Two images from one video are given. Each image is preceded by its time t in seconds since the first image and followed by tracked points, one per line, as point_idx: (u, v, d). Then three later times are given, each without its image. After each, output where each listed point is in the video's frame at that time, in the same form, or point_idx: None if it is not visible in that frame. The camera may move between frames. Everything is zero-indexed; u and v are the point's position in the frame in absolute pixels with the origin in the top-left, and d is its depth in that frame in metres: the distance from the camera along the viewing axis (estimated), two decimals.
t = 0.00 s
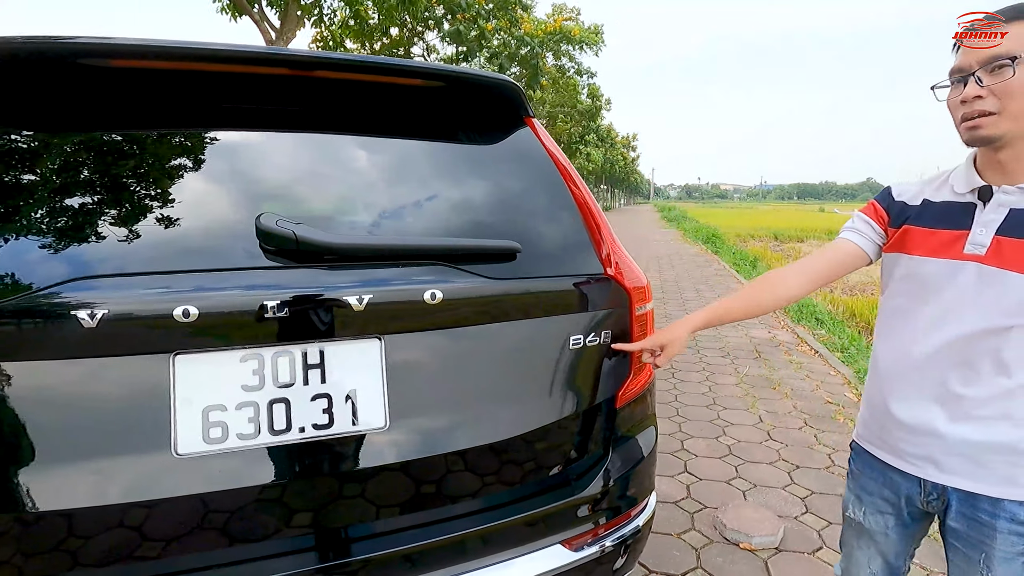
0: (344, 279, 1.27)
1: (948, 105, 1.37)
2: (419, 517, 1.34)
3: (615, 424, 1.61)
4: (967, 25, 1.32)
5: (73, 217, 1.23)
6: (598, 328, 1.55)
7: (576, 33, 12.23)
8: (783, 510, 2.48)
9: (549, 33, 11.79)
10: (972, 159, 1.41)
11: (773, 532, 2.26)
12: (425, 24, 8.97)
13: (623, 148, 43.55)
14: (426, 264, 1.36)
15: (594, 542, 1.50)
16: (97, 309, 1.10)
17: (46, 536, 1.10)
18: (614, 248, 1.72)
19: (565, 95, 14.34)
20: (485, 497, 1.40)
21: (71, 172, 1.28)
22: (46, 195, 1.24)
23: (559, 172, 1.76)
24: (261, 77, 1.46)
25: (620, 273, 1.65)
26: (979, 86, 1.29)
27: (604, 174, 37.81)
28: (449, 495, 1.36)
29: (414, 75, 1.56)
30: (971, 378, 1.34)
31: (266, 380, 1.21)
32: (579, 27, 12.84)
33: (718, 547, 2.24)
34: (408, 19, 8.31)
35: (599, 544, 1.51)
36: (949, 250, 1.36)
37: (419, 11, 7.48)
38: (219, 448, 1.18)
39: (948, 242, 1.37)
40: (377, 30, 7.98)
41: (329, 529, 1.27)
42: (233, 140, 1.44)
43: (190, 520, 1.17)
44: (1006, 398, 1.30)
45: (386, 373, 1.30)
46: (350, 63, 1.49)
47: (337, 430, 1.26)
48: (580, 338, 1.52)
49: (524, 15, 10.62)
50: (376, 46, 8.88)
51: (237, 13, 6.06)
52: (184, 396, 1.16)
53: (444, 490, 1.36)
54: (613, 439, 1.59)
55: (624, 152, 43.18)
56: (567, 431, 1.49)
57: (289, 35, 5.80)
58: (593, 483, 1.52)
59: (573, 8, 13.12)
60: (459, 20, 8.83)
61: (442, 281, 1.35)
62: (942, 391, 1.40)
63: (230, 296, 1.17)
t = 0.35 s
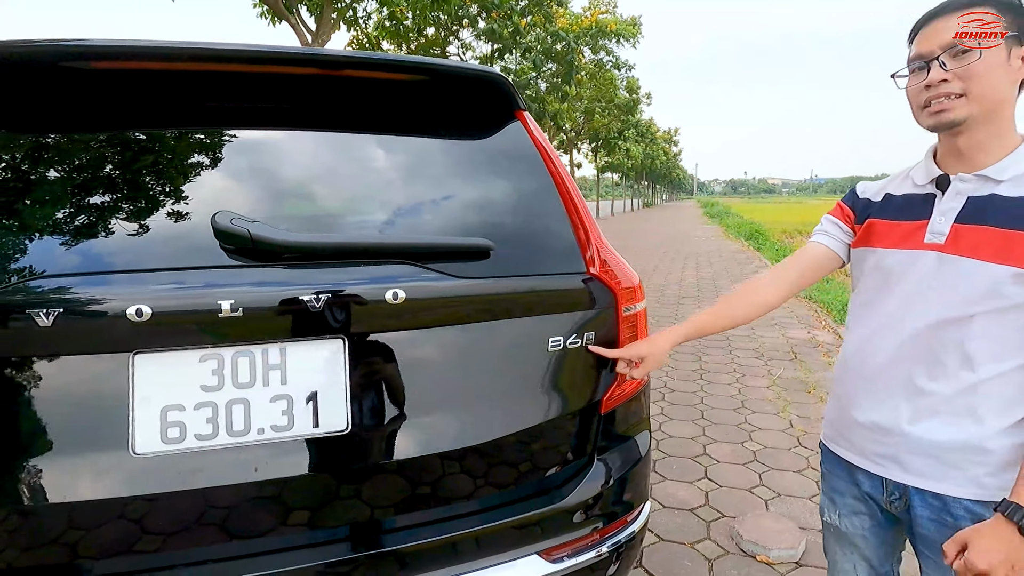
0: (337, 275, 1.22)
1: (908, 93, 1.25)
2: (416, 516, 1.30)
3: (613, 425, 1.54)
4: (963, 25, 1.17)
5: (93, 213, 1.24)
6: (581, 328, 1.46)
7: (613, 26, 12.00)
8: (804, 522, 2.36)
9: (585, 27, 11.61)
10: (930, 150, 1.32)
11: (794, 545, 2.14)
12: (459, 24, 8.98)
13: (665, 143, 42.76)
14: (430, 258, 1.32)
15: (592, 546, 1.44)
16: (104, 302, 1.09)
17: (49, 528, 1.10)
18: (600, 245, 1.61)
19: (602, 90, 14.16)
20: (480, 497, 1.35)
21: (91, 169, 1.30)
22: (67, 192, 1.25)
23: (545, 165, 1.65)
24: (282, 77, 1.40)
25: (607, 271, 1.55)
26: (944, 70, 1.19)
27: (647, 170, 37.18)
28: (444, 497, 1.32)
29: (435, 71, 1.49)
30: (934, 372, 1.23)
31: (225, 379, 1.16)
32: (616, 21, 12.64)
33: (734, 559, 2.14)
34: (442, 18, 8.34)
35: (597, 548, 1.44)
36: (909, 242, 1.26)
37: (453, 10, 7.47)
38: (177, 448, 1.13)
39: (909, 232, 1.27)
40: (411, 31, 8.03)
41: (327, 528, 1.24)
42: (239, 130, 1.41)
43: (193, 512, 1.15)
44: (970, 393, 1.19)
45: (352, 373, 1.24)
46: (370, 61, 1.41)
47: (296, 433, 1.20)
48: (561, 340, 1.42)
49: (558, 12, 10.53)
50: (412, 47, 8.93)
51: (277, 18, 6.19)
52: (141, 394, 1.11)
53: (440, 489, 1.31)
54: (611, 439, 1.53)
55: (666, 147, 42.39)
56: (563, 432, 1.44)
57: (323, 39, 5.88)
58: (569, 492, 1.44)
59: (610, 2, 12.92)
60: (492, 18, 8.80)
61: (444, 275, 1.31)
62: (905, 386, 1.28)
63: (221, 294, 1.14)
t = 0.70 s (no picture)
0: (345, 269, 1.16)
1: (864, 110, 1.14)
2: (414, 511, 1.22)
3: (613, 424, 1.42)
4: (965, 24, 1.01)
5: (123, 206, 1.20)
6: (561, 330, 1.31)
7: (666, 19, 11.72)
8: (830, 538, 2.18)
9: (637, 22, 11.39)
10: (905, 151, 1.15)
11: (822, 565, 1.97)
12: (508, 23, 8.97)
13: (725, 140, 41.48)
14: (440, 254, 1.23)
15: (588, 551, 1.32)
16: (126, 293, 1.07)
17: (59, 509, 1.09)
18: (584, 236, 1.43)
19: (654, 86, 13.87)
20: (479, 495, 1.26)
21: (126, 160, 1.25)
22: (101, 184, 1.22)
23: (527, 143, 1.45)
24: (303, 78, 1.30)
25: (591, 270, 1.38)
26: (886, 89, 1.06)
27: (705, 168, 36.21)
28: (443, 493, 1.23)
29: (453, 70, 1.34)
30: (895, 379, 1.10)
31: (193, 370, 1.10)
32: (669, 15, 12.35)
33: None
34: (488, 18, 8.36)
35: (592, 554, 1.33)
36: (874, 247, 1.11)
37: (500, 9, 7.47)
38: (145, 438, 1.09)
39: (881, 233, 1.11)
40: (458, 32, 8.08)
41: (327, 522, 1.18)
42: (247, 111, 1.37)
43: (200, 498, 1.12)
44: (930, 402, 1.06)
45: (318, 370, 1.15)
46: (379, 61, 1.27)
47: (262, 428, 1.13)
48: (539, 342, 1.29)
49: (607, 7, 10.36)
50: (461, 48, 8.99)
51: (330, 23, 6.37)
52: (114, 385, 1.08)
53: (438, 487, 1.23)
54: (612, 438, 1.41)
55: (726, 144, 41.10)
56: (561, 433, 1.32)
57: (372, 41, 5.99)
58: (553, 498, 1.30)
59: None
60: (541, 16, 8.76)
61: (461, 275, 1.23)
62: (864, 391, 1.15)
63: (221, 286, 1.10)
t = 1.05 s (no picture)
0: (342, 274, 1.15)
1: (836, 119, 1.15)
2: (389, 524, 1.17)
3: (593, 439, 1.37)
4: (966, 23, 1.01)
5: (129, 205, 1.20)
6: (530, 343, 1.25)
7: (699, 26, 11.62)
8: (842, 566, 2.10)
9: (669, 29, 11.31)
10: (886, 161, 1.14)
11: None
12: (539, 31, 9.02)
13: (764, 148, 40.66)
14: (438, 261, 1.21)
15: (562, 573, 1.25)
16: (124, 295, 1.07)
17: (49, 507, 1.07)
18: (559, 246, 1.37)
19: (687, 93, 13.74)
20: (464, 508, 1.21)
21: (140, 160, 1.26)
22: (111, 183, 1.22)
23: (508, 151, 1.40)
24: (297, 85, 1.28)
25: (565, 282, 1.31)
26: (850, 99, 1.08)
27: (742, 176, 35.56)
28: (423, 506, 1.19)
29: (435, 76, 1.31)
30: (875, 405, 1.07)
31: (151, 375, 1.08)
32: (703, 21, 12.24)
33: None
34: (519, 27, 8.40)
35: None
36: (851, 263, 1.10)
37: (529, 18, 7.52)
38: (103, 441, 1.07)
39: (861, 250, 1.10)
40: (489, 40, 8.14)
41: (314, 530, 1.14)
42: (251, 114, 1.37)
43: (189, 502, 1.09)
44: (911, 430, 1.03)
45: (275, 381, 1.11)
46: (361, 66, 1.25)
47: (215, 436, 1.09)
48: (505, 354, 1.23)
49: (639, 15, 10.32)
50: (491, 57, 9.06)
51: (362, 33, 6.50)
52: (73, 386, 1.06)
53: (417, 500, 1.18)
54: (593, 453, 1.37)
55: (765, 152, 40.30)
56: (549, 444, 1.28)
57: (401, 50, 6.09)
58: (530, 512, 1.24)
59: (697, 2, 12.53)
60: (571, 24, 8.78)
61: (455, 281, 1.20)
62: (846, 418, 1.12)
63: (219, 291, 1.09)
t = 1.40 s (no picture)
0: (320, 288, 1.10)
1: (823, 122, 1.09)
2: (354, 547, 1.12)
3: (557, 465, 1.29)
4: (965, 23, 0.93)
5: (110, 208, 1.15)
6: (484, 363, 1.17)
7: (707, 36, 11.60)
8: None
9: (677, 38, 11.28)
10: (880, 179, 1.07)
11: None
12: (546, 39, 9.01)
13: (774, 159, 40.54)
14: (419, 274, 1.16)
15: None
16: (93, 309, 1.02)
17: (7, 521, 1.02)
18: (521, 262, 1.30)
19: (695, 103, 13.72)
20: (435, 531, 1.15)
21: (122, 159, 1.21)
22: (90, 184, 1.18)
23: (473, 161, 1.33)
24: (271, 91, 1.24)
25: (524, 300, 1.23)
26: (836, 107, 1.02)
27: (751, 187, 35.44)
28: (387, 529, 1.13)
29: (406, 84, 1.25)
30: (865, 449, 0.99)
31: (81, 392, 1.02)
32: (710, 32, 12.23)
33: None
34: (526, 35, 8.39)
35: None
36: (839, 288, 1.02)
37: (536, 26, 7.50)
38: (28, 460, 1.01)
39: (847, 273, 1.02)
40: (495, 48, 8.12)
41: (279, 551, 1.09)
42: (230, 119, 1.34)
43: (154, 520, 1.04)
44: (906, 479, 0.94)
45: (212, 399, 1.06)
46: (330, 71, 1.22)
47: (145, 458, 1.03)
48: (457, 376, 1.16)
49: (646, 25, 10.30)
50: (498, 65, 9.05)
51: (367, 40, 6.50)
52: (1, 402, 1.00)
53: (377, 521, 1.12)
54: (554, 480, 1.29)
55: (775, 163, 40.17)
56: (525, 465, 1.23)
57: (406, 57, 6.08)
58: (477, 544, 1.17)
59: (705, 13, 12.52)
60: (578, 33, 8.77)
61: (436, 294, 1.15)
62: (835, 463, 1.03)
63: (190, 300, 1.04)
